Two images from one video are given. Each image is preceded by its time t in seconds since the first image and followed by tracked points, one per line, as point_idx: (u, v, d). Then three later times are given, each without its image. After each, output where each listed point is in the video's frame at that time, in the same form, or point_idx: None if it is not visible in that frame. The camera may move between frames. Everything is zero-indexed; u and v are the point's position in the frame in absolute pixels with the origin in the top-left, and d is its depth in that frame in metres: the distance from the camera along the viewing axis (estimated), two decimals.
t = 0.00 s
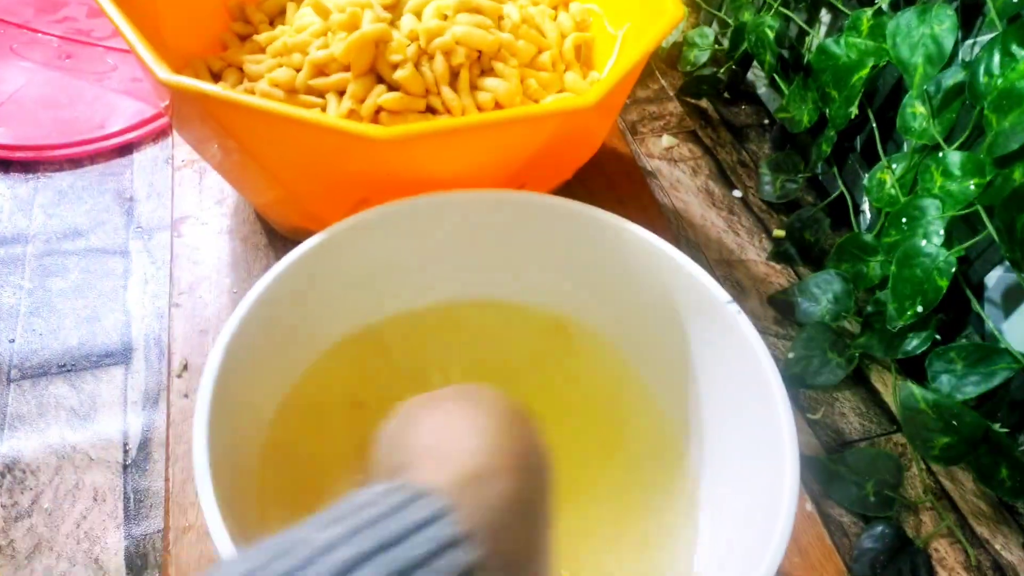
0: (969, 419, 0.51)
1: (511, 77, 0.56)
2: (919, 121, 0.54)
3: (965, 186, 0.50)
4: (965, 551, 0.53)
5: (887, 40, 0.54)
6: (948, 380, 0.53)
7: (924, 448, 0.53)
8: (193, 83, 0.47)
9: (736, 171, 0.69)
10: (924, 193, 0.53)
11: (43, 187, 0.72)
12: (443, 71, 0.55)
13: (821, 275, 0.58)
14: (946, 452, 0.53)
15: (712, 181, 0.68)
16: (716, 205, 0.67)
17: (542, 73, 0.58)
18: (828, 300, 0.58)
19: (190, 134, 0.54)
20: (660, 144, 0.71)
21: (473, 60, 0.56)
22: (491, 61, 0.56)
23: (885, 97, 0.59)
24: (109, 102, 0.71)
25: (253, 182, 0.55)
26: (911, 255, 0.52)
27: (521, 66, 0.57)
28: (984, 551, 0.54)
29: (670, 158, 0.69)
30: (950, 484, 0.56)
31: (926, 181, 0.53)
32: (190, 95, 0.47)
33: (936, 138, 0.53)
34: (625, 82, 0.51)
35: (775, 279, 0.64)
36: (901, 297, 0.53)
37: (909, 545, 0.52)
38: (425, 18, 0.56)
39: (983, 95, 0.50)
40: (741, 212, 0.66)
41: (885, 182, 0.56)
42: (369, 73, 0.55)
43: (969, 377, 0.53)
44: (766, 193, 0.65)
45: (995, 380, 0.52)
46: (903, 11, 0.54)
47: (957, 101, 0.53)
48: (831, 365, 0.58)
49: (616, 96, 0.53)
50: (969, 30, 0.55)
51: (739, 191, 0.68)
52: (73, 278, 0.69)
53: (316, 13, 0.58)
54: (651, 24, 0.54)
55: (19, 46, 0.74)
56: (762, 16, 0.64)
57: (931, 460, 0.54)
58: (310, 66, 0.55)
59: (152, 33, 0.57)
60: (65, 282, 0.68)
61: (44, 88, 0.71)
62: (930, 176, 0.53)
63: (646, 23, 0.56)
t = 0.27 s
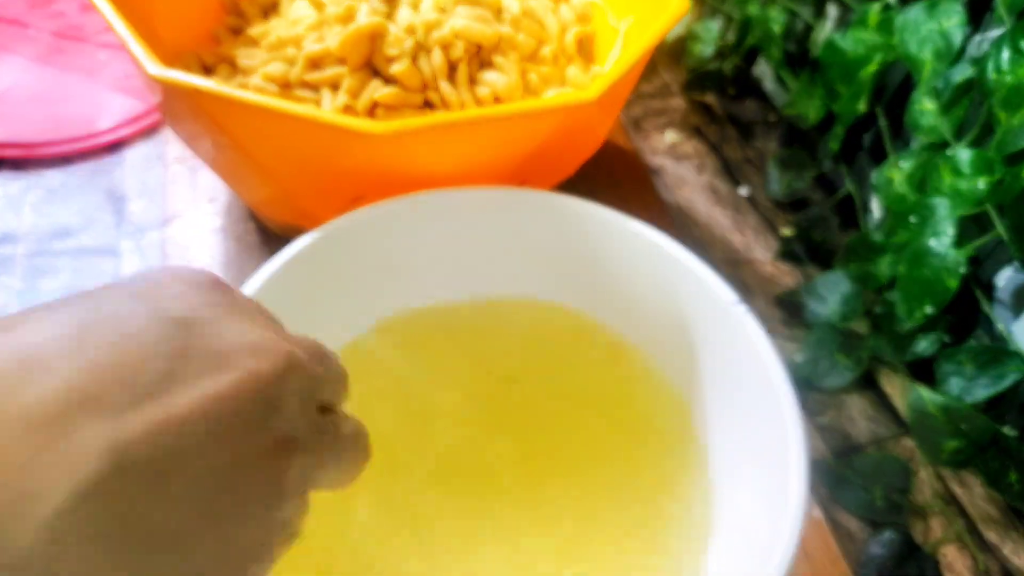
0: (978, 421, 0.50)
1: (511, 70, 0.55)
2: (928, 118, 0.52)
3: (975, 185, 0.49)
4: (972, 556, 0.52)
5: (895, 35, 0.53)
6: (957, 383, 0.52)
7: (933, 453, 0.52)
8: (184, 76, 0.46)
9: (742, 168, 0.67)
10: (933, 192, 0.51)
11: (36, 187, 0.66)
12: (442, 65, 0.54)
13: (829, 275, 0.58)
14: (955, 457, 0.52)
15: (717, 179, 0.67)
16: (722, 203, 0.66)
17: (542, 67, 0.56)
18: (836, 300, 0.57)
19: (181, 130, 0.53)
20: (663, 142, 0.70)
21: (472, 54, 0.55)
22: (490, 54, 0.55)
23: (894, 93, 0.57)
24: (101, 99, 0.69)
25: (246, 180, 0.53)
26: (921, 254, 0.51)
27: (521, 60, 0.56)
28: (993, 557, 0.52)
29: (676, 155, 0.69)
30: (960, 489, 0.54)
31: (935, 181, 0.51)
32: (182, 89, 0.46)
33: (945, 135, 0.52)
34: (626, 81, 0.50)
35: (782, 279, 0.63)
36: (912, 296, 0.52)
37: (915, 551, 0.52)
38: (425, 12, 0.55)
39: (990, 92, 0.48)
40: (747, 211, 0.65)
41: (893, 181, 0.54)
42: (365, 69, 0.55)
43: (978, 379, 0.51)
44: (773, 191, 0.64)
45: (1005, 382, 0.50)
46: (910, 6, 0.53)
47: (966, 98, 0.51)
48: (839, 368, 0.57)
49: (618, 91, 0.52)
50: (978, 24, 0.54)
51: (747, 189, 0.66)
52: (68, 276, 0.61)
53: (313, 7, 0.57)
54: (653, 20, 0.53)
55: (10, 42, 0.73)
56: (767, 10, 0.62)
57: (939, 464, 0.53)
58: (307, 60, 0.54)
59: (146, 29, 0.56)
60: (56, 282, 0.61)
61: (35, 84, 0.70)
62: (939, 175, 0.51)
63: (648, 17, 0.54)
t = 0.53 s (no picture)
0: (986, 424, 0.50)
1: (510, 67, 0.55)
2: (936, 115, 0.51)
3: (984, 184, 0.48)
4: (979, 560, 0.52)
5: (901, 31, 0.53)
6: (967, 387, 0.49)
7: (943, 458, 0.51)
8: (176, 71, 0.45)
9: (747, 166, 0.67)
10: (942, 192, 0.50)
11: (29, 186, 0.65)
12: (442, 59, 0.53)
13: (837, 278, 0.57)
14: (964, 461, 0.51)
15: (721, 179, 0.68)
16: (727, 200, 0.67)
17: (541, 61, 0.55)
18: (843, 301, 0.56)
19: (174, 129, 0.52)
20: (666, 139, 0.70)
21: (472, 51, 0.55)
22: (490, 48, 0.55)
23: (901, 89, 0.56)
24: (94, 97, 0.69)
25: (242, 179, 0.52)
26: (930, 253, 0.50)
27: (521, 56, 0.55)
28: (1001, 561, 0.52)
29: (680, 153, 0.69)
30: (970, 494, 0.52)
31: (943, 179, 0.51)
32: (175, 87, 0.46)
33: (953, 133, 0.51)
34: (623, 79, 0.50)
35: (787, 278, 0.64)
36: (920, 296, 0.51)
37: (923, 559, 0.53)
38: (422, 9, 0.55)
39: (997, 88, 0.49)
40: (753, 213, 0.66)
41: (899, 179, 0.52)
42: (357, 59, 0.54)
43: (988, 382, 0.49)
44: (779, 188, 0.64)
45: (1015, 384, 0.48)
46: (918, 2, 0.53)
47: (974, 95, 0.51)
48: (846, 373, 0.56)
49: (622, 87, 0.52)
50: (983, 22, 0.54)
51: (752, 189, 0.67)
52: (57, 277, 0.60)
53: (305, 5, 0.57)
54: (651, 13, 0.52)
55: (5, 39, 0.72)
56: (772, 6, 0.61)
57: (947, 468, 0.52)
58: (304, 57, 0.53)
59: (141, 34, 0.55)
60: (47, 283, 0.60)
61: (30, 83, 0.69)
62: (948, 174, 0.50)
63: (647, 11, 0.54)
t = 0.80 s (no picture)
0: (984, 423, 0.50)
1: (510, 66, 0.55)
2: (933, 115, 0.51)
3: (982, 184, 0.48)
4: (977, 560, 0.52)
5: (900, 32, 0.53)
6: (964, 385, 0.50)
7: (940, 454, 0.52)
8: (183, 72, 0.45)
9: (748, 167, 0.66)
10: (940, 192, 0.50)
11: (30, 188, 0.65)
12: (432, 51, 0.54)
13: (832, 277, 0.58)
14: (961, 458, 0.51)
15: (722, 180, 0.66)
16: (726, 201, 0.65)
17: (540, 62, 0.56)
18: (840, 300, 0.57)
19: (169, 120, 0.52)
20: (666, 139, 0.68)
21: (472, 51, 0.56)
22: (489, 48, 0.56)
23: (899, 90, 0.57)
24: (94, 95, 0.69)
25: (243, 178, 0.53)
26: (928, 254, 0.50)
27: (521, 56, 0.55)
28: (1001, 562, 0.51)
29: (680, 153, 0.67)
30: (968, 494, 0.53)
31: (941, 179, 0.51)
32: (178, 87, 0.46)
33: (951, 133, 0.51)
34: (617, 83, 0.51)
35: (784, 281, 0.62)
36: (919, 297, 0.51)
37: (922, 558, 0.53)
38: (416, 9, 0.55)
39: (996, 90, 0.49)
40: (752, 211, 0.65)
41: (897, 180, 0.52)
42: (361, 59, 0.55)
43: (985, 380, 0.50)
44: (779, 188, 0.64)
45: (1012, 382, 0.49)
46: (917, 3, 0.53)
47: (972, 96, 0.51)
48: (843, 371, 0.57)
49: (620, 87, 0.52)
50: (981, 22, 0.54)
51: (751, 189, 0.66)
52: (61, 277, 0.60)
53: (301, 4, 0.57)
54: (647, 16, 0.53)
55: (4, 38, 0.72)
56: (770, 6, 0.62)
57: (946, 465, 0.53)
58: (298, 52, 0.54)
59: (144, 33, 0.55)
60: (50, 282, 0.60)
61: (29, 81, 0.69)
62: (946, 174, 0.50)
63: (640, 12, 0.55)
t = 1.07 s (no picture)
0: (982, 422, 0.50)
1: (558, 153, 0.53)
2: (931, 116, 0.52)
3: (978, 184, 0.49)
4: (977, 558, 0.52)
5: (897, 33, 0.54)
6: (960, 383, 0.51)
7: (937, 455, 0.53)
8: (164, 420, 0.31)
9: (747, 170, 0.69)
10: (936, 192, 0.51)
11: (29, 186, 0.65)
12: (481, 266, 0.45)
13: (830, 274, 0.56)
14: (958, 458, 0.52)
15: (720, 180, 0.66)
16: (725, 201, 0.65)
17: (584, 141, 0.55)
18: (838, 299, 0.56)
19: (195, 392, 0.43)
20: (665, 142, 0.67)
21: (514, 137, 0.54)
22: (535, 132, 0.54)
23: (896, 92, 0.58)
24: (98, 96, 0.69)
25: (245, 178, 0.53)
26: (926, 253, 0.51)
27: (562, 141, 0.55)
28: (996, 558, 0.52)
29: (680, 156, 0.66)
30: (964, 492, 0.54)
31: (939, 179, 0.51)
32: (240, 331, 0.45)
33: (948, 133, 0.51)
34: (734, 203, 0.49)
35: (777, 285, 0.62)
36: (917, 296, 0.52)
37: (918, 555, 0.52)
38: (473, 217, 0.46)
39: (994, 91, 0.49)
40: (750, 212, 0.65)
41: (895, 181, 0.53)
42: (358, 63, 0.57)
43: (982, 379, 0.51)
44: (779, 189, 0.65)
45: (1009, 381, 0.49)
46: (914, 5, 0.54)
47: (969, 97, 0.51)
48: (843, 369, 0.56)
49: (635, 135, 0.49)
50: (979, 21, 0.54)
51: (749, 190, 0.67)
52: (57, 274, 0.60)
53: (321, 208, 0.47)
54: (740, 100, 0.47)
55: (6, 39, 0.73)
56: (769, 7, 0.62)
57: (943, 466, 0.53)
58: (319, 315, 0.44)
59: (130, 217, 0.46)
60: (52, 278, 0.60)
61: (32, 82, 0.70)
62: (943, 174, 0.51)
63: (703, 81, 0.50)
